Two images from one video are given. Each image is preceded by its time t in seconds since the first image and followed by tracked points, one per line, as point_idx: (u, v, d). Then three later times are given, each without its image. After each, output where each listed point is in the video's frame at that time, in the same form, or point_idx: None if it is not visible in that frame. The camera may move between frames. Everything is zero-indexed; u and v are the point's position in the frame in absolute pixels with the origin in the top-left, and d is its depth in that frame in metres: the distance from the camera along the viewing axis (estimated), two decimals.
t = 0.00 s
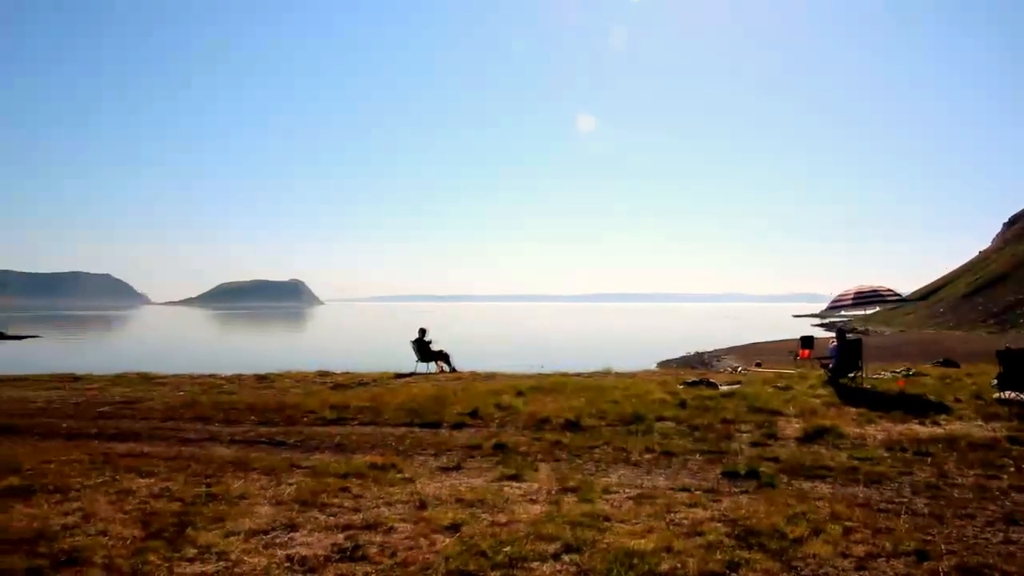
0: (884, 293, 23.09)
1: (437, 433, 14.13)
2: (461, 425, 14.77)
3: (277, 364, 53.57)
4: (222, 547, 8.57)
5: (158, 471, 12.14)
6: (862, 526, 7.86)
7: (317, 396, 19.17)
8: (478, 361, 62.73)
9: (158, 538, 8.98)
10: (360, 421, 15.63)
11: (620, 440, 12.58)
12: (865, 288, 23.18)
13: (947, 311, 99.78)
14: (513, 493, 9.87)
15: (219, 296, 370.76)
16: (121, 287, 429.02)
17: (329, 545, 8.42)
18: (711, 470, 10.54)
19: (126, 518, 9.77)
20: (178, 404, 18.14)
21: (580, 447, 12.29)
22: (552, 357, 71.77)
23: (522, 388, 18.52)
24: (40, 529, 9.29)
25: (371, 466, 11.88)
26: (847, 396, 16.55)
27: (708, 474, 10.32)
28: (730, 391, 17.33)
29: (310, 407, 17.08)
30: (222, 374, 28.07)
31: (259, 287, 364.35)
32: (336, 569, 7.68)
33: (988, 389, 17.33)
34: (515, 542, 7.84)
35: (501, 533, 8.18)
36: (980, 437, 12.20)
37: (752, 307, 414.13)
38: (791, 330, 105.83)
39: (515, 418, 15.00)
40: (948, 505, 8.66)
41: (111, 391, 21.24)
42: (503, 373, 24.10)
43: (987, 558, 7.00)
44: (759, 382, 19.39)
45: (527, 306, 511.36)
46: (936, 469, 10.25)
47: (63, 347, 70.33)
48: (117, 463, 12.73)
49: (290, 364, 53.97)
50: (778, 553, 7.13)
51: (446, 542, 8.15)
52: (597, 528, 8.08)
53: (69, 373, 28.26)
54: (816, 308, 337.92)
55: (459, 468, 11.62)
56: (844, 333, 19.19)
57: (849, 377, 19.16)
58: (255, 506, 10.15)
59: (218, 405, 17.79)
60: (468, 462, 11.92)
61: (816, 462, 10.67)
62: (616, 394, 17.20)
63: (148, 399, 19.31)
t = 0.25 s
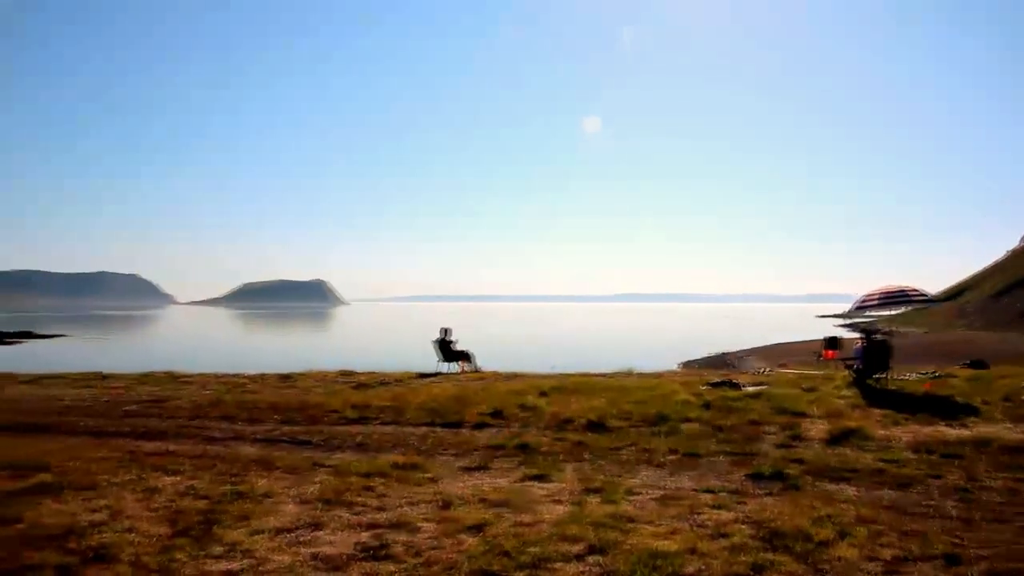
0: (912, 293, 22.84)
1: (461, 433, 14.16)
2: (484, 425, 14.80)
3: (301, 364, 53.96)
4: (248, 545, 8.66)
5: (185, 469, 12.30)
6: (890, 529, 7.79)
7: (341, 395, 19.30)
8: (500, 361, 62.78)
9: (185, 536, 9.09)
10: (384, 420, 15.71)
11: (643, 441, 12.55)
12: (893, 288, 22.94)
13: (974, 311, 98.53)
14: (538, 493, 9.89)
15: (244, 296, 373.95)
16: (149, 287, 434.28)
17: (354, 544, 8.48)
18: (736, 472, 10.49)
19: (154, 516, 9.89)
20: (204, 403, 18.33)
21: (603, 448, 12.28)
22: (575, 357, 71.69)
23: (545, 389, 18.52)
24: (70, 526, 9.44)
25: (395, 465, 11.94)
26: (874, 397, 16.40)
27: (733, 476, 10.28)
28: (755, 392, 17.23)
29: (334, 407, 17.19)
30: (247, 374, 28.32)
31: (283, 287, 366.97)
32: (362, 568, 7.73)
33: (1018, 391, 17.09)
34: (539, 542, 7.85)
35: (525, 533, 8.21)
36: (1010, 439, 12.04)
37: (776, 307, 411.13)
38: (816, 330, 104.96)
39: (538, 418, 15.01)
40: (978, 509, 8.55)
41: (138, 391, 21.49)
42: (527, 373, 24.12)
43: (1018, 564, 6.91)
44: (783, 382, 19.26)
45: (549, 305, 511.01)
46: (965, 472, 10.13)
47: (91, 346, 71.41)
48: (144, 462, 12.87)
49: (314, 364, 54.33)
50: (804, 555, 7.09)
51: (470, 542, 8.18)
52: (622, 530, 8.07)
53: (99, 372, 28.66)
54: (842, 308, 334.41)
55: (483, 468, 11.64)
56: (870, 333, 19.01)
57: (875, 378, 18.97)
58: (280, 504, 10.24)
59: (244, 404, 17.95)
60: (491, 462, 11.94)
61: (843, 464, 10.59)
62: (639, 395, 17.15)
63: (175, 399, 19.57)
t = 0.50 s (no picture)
0: (950, 292, 22.46)
1: (493, 433, 14.20)
2: (516, 425, 14.82)
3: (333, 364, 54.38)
4: (284, 543, 8.77)
5: (222, 468, 12.48)
6: (930, 532, 7.69)
7: (373, 395, 19.43)
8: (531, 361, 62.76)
9: (222, 533, 9.23)
10: (416, 420, 15.80)
11: (677, 442, 12.49)
12: (930, 287, 22.56)
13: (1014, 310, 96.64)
14: (571, 493, 9.89)
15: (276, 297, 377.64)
16: (184, 288, 440.30)
17: (389, 542, 8.55)
18: (771, 473, 10.40)
19: (192, 514, 10.05)
20: (239, 403, 18.55)
21: (637, 448, 12.24)
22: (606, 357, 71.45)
23: (577, 389, 18.49)
24: (110, 523, 9.62)
25: (428, 465, 12.00)
26: (911, 398, 16.17)
27: (767, 477, 10.20)
28: (789, 392, 17.06)
29: (367, 406, 17.32)
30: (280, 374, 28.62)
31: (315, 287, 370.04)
32: (397, 567, 7.79)
33: None
34: (573, 543, 7.86)
35: (560, 534, 8.21)
36: None
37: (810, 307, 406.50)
38: (850, 328, 103.55)
39: (571, 419, 15.00)
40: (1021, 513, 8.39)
41: (175, 390, 21.81)
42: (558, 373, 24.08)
43: None
44: (818, 383, 19.05)
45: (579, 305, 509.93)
46: (1008, 475, 9.95)
47: (128, 347, 72.54)
48: (182, 461, 13.07)
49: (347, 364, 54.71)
50: (842, 558, 7.02)
51: (505, 543, 8.21)
52: (656, 530, 8.05)
53: (137, 372, 29.16)
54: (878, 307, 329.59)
55: (516, 468, 11.66)
56: (908, 333, 18.73)
57: (913, 378, 18.69)
58: (315, 503, 10.35)
59: (278, 404, 18.15)
60: (525, 462, 11.97)
61: (881, 466, 10.45)
62: (672, 395, 17.06)
63: (211, 398, 19.86)
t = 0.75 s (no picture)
0: (991, 292, 22.02)
1: (526, 433, 14.18)
2: (549, 424, 14.80)
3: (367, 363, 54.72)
4: (318, 539, 8.85)
5: (257, 465, 12.62)
6: (972, 537, 7.54)
7: (406, 394, 19.55)
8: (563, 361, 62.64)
9: (257, 529, 9.33)
10: (449, 419, 15.86)
11: (710, 442, 12.40)
12: (970, 287, 22.14)
13: None
14: (604, 494, 9.86)
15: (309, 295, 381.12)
16: (219, 286, 446.04)
17: (422, 540, 8.59)
18: (806, 475, 10.29)
19: (227, 509, 10.18)
20: (273, 400, 18.75)
21: (670, 449, 12.17)
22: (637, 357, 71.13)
23: (609, 388, 18.43)
24: (148, 517, 9.78)
25: (460, 464, 12.03)
26: (950, 400, 15.87)
27: (803, 479, 10.09)
28: (825, 393, 16.85)
29: (400, 405, 17.41)
30: (314, 372, 28.88)
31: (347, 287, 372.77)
32: (430, 565, 7.81)
33: None
34: (607, 543, 7.83)
35: (593, 534, 8.19)
36: None
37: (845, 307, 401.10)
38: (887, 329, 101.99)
39: (603, 418, 14.95)
40: None
41: (211, 387, 22.11)
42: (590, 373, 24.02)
43: None
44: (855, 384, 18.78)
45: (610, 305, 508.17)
46: None
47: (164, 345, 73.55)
48: (217, 457, 13.24)
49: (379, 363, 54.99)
50: (880, 563, 6.92)
51: (538, 542, 8.20)
52: (690, 532, 8.00)
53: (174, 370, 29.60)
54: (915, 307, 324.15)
55: (549, 467, 11.65)
56: (947, 334, 18.41)
57: (952, 380, 18.35)
58: (349, 501, 10.42)
59: (312, 401, 18.33)
60: (557, 462, 11.95)
61: (920, 469, 10.28)
62: (705, 395, 16.93)
63: (246, 395, 20.10)
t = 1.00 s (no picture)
0: None
1: (554, 433, 14.17)
2: (577, 425, 14.78)
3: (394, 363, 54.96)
4: (349, 538, 8.91)
5: (287, 464, 12.74)
6: (1009, 544, 7.43)
7: (434, 393, 19.61)
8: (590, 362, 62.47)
9: (288, 528, 9.42)
10: (477, 419, 15.89)
11: (740, 445, 12.31)
12: (1006, 288, 21.76)
13: None
14: (633, 495, 9.83)
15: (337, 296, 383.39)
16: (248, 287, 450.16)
17: (452, 540, 8.61)
18: (838, 479, 10.19)
19: (259, 507, 10.29)
20: (303, 400, 18.90)
21: (699, 451, 12.10)
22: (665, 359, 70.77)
23: (637, 390, 18.37)
24: (182, 514, 9.92)
25: (488, 464, 12.05)
26: (985, 403, 15.61)
27: (835, 482, 9.98)
28: (856, 396, 16.65)
29: (428, 405, 17.46)
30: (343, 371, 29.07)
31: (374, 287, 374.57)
32: (460, 565, 7.85)
33: None
34: (637, 545, 7.80)
35: (622, 535, 8.18)
36: None
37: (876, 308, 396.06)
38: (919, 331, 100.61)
39: (631, 420, 14.90)
40: None
41: (241, 386, 22.34)
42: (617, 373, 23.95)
43: None
44: (887, 386, 18.54)
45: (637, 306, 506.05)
46: None
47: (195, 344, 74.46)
48: (248, 455, 13.38)
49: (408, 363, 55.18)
50: (915, 568, 6.84)
51: (568, 543, 8.20)
52: (721, 535, 7.95)
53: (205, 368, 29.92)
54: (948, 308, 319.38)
55: (577, 468, 11.63)
56: (982, 337, 18.11)
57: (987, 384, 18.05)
58: (378, 500, 10.49)
59: (341, 401, 18.45)
60: (585, 463, 11.93)
61: (955, 473, 10.14)
62: (734, 397, 16.80)
63: (276, 394, 20.31)
